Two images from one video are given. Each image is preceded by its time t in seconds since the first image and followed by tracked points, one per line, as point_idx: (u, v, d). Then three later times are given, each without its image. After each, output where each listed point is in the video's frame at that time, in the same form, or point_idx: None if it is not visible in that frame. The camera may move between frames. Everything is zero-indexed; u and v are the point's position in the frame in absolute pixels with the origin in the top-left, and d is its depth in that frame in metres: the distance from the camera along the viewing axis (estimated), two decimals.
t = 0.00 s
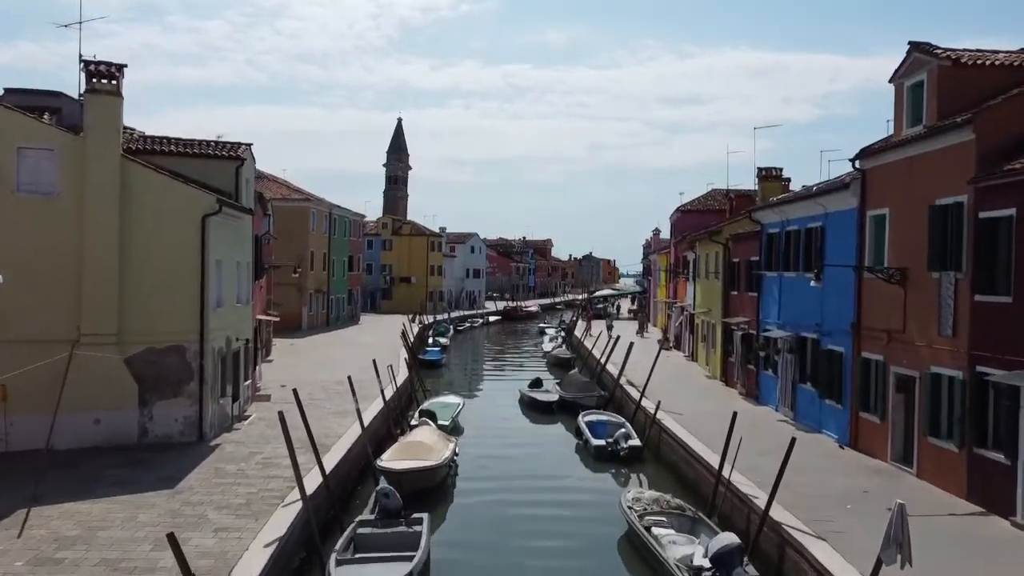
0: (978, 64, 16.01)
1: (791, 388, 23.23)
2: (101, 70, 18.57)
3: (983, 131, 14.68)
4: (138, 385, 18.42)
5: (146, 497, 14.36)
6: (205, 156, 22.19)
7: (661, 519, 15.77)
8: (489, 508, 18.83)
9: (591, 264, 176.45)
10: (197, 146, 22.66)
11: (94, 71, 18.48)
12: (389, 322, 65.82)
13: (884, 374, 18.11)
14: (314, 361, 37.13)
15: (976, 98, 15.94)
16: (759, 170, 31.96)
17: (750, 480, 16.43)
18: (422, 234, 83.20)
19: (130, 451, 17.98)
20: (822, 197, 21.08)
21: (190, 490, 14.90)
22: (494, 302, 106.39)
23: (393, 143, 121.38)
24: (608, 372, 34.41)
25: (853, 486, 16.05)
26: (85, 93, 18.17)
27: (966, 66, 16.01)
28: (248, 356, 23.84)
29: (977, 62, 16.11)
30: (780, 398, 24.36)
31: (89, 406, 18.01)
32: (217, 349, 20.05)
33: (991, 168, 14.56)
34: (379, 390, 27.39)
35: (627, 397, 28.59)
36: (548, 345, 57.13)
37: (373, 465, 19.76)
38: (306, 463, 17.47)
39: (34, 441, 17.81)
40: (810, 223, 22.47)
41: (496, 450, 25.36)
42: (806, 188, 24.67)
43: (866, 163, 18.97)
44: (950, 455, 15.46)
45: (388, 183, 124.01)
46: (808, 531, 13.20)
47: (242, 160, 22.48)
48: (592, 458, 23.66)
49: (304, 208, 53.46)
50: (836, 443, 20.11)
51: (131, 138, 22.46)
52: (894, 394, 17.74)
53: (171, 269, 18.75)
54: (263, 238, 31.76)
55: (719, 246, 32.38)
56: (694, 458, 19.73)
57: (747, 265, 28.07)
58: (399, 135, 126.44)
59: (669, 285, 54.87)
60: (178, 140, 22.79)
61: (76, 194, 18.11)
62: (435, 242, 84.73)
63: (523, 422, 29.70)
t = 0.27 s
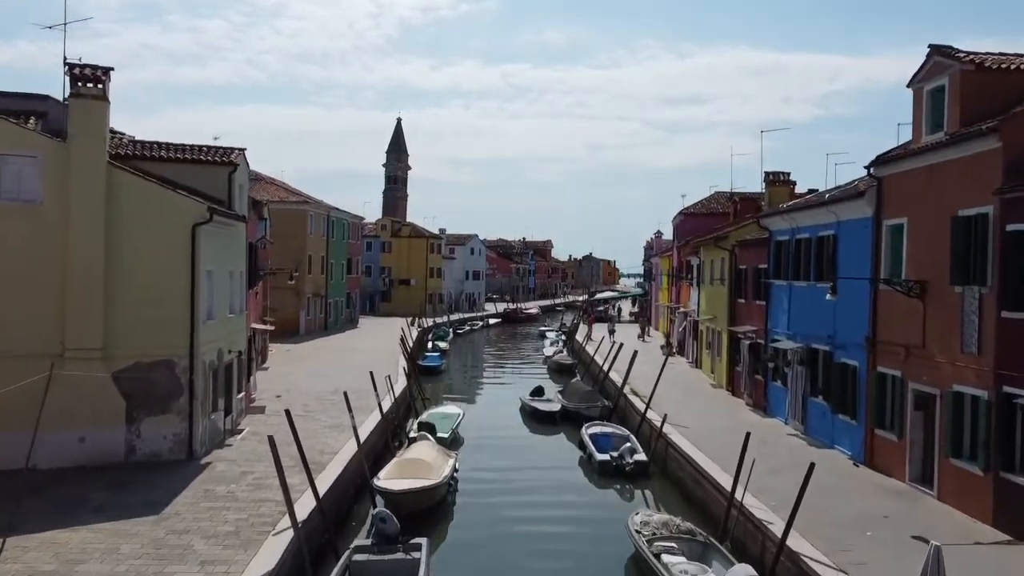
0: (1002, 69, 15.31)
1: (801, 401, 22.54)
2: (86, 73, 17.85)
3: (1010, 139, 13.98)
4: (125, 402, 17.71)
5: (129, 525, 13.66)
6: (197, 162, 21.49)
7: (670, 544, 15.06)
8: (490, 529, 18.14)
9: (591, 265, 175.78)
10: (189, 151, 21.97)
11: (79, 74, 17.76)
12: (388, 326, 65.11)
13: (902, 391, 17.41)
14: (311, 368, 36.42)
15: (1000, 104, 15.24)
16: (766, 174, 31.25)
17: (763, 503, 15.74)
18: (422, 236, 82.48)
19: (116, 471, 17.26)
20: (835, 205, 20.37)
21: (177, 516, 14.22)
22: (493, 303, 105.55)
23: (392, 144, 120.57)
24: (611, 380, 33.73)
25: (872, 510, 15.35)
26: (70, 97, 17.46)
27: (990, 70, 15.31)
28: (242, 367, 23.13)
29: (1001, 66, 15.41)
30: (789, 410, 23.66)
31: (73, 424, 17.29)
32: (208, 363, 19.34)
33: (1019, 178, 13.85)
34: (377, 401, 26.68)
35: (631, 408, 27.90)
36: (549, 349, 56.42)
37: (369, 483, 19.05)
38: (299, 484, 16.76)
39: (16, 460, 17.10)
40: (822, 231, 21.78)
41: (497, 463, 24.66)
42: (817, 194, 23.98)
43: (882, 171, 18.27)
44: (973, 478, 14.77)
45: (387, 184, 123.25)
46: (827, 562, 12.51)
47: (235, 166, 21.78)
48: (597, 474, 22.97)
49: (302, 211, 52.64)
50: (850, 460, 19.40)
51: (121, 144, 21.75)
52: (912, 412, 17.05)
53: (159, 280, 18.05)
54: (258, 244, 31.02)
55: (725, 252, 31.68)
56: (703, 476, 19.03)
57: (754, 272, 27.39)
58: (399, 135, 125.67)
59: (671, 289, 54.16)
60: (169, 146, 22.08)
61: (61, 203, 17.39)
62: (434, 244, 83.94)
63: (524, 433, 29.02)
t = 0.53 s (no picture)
0: None
1: (813, 415, 21.82)
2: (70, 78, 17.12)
3: None
4: (110, 420, 16.99)
5: (110, 556, 12.94)
6: (187, 168, 20.75)
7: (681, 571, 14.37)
8: (490, 552, 17.43)
9: (592, 267, 175.26)
10: (180, 158, 21.24)
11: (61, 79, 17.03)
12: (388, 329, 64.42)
13: (922, 409, 16.68)
14: (308, 376, 35.67)
15: None
16: (773, 179, 30.53)
17: (777, 528, 15.03)
18: (421, 238, 81.73)
19: (100, 492, 16.53)
20: (849, 213, 19.63)
21: (161, 545, 13.49)
22: (494, 305, 104.83)
23: (392, 143, 119.79)
24: (614, 389, 33.00)
25: (893, 536, 14.62)
26: (52, 102, 16.72)
27: (1017, 75, 14.58)
28: (235, 380, 22.38)
29: None
30: (800, 424, 22.94)
31: (55, 443, 16.56)
32: (198, 378, 18.60)
33: None
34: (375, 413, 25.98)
35: (636, 420, 27.17)
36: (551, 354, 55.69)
37: (365, 504, 18.31)
38: (291, 507, 16.03)
39: None
40: (834, 240, 21.06)
41: (498, 479, 23.94)
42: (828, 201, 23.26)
43: (899, 179, 17.53)
44: (1000, 504, 14.05)
45: (387, 184, 122.50)
46: None
47: (228, 172, 21.05)
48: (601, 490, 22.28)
49: (300, 214, 51.90)
50: (865, 479, 18.69)
51: (108, 150, 21.02)
52: (933, 432, 16.31)
53: (147, 292, 17.31)
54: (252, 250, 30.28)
55: (730, 258, 30.97)
56: (713, 496, 18.32)
57: (762, 280, 26.67)
58: (399, 135, 124.96)
59: (674, 293, 53.41)
60: (159, 151, 21.36)
61: (43, 213, 16.66)
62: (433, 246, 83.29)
63: (526, 446, 28.29)
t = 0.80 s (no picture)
0: None
1: (824, 431, 21.12)
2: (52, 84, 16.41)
3: None
4: (95, 441, 16.27)
5: None
6: (178, 175, 20.00)
7: None
8: None
9: (592, 267, 174.64)
10: (170, 165, 20.50)
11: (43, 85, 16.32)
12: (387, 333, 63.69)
13: (943, 430, 15.95)
14: (305, 385, 34.93)
15: None
16: (782, 184, 29.76)
17: (794, 558, 14.32)
18: (420, 240, 80.95)
19: (83, 517, 15.79)
20: (865, 223, 18.88)
21: None
22: (494, 307, 104.13)
23: (391, 142, 118.98)
24: (618, 398, 32.26)
25: (916, 568, 13.90)
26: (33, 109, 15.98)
27: None
28: (228, 395, 21.65)
29: None
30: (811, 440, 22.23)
31: (36, 467, 15.84)
32: (187, 395, 17.88)
33: None
34: (373, 427, 25.25)
35: (641, 433, 26.44)
36: (552, 359, 54.98)
37: (361, 527, 17.58)
38: (282, 535, 15.30)
39: None
40: (848, 250, 20.33)
41: (499, 496, 23.21)
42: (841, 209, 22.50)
43: (920, 189, 16.79)
44: None
45: (386, 184, 121.71)
46: None
47: (220, 179, 20.30)
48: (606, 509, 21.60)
49: (297, 217, 51.17)
50: (882, 500, 17.98)
51: (95, 156, 20.28)
52: (956, 455, 15.57)
53: (133, 308, 16.57)
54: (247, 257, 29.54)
55: (736, 265, 30.21)
56: (724, 519, 17.60)
57: (771, 290, 25.93)
58: (398, 136, 124.19)
59: (676, 297, 52.70)
60: (149, 158, 20.62)
61: (24, 224, 15.93)
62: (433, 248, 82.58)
63: (527, 459, 27.56)
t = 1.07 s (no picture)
0: None
1: (837, 450, 20.38)
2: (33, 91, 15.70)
3: None
4: (78, 467, 15.55)
5: None
6: (168, 186, 19.28)
7: None
8: None
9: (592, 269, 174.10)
10: (160, 174, 19.77)
11: (24, 93, 15.61)
12: (385, 338, 62.93)
13: (967, 454, 15.21)
14: (301, 395, 34.16)
15: None
16: (790, 191, 29.08)
17: None
18: (419, 243, 80.16)
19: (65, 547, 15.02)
20: (881, 235, 18.15)
21: None
22: (494, 310, 103.46)
23: (390, 143, 118.15)
24: (622, 410, 31.52)
25: None
26: (13, 118, 15.25)
27: None
28: (219, 412, 20.88)
29: None
30: (823, 457, 21.46)
31: (17, 493, 15.16)
32: (176, 416, 17.09)
33: None
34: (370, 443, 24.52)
35: (647, 449, 25.70)
36: (553, 365, 54.25)
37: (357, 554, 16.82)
38: (274, 565, 14.54)
39: None
40: (862, 262, 19.59)
41: (501, 515, 22.46)
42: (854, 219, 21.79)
43: (941, 201, 16.06)
44: None
45: (385, 185, 120.89)
46: None
47: (211, 189, 19.57)
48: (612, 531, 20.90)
49: (294, 222, 50.44)
50: (901, 525, 17.24)
51: (81, 165, 19.54)
52: (982, 481, 14.83)
53: (118, 326, 15.82)
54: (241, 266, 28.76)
55: (743, 274, 29.46)
56: (736, 546, 16.87)
57: (780, 301, 25.21)
58: (397, 136, 123.39)
59: (680, 303, 52.03)
60: (137, 167, 19.89)
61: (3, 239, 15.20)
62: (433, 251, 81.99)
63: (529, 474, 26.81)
